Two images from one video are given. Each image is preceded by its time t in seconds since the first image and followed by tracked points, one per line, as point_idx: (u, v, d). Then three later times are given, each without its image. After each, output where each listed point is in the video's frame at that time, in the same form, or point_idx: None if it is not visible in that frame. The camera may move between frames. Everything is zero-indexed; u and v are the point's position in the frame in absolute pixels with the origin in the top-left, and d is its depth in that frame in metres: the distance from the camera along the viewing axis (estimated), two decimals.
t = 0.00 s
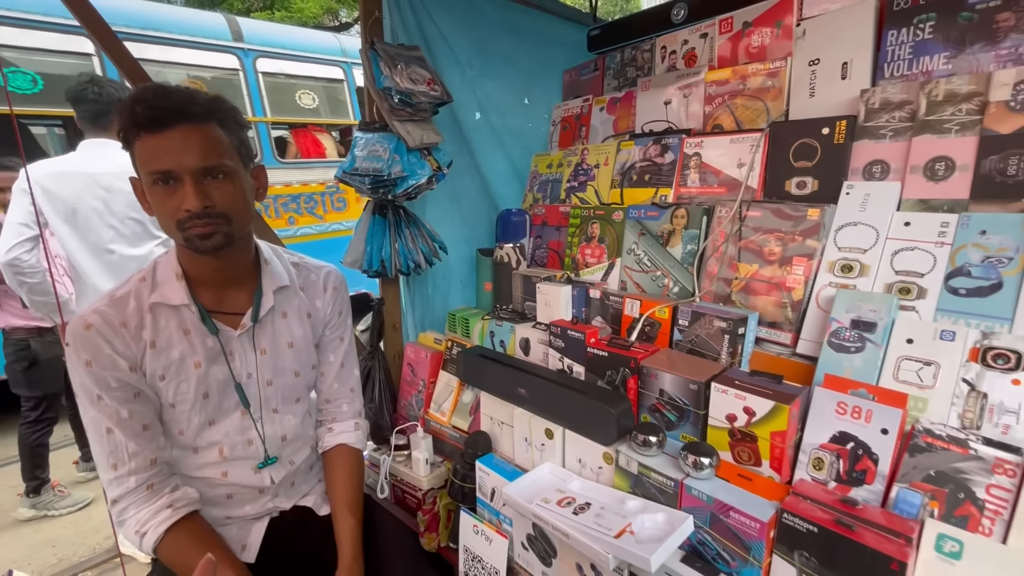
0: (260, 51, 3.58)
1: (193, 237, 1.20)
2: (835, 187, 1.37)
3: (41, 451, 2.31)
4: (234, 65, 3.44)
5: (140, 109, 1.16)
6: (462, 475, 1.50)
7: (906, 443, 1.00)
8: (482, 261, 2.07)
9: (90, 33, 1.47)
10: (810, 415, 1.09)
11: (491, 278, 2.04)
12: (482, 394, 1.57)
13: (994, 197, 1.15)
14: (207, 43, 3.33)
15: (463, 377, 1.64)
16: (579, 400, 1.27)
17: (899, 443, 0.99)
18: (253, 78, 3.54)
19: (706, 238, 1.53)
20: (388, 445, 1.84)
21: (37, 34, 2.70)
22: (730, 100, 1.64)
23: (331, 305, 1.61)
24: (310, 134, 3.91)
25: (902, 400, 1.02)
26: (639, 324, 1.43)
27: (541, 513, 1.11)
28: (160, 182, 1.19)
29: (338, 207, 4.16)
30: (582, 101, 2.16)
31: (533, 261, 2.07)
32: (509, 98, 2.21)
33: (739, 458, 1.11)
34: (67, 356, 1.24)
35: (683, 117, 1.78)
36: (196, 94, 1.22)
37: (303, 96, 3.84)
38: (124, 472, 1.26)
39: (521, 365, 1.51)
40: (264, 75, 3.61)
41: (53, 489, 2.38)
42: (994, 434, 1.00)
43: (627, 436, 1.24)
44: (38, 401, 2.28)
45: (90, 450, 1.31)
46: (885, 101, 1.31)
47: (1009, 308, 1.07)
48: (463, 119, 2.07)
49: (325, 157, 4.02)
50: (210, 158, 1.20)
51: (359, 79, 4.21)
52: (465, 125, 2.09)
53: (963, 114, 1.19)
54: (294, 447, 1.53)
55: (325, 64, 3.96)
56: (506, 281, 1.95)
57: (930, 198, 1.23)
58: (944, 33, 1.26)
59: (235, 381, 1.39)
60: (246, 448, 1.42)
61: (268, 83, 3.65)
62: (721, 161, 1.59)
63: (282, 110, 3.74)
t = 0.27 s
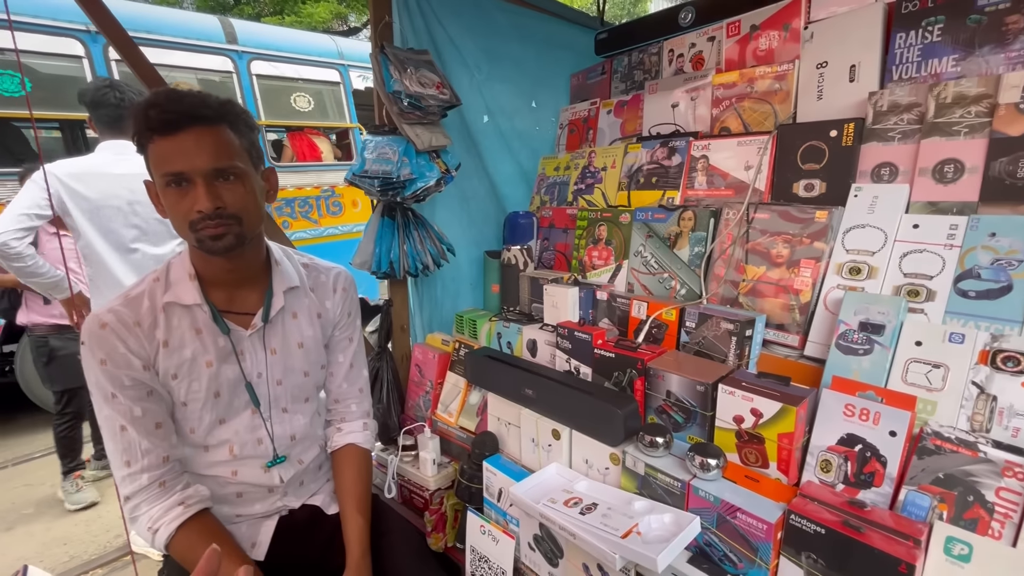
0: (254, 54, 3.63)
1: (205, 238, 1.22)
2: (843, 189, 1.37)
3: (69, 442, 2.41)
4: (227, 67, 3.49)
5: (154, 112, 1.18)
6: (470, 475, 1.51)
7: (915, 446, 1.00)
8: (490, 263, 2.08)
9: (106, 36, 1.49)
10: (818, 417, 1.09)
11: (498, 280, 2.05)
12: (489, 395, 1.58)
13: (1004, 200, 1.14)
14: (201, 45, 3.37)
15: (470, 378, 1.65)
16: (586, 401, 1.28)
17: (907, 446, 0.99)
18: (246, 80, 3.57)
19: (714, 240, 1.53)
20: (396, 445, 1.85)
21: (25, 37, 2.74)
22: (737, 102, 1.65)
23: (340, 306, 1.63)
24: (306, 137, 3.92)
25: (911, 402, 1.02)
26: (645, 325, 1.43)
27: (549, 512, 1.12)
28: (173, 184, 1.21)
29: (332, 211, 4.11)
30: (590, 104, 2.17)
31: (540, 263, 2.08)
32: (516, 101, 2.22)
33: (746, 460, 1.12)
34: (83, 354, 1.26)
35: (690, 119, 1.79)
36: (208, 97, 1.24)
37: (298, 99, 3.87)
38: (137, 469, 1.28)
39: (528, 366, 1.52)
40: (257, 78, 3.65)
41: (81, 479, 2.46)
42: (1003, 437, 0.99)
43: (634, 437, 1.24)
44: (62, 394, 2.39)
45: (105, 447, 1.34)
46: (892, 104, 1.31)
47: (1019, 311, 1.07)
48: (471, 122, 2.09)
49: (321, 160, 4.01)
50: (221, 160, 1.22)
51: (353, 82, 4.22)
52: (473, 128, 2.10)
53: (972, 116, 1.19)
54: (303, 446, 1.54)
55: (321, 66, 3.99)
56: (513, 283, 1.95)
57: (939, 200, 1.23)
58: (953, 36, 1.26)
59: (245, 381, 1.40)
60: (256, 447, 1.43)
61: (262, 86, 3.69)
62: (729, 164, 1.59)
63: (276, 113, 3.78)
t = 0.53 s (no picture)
0: (251, 59, 3.70)
1: (216, 246, 1.25)
2: (852, 195, 1.36)
3: (74, 441, 2.45)
4: (225, 73, 3.56)
5: (168, 123, 1.22)
6: (477, 481, 1.51)
7: (924, 456, 0.99)
8: (498, 269, 2.09)
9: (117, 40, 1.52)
10: (826, 426, 1.08)
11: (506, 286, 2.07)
12: (496, 401, 1.59)
13: (1015, 207, 1.13)
14: (196, 51, 3.44)
15: (478, 384, 1.66)
16: (592, 408, 1.28)
17: (915, 456, 0.98)
18: (243, 86, 3.64)
19: (721, 247, 1.52)
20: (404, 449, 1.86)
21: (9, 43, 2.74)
22: (745, 109, 1.65)
23: (350, 312, 1.64)
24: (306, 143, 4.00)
25: (920, 411, 1.01)
26: (652, 332, 1.43)
27: (553, 519, 1.12)
28: (186, 193, 1.24)
29: (331, 217, 4.19)
30: (598, 110, 2.18)
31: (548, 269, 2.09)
32: (524, 108, 2.24)
33: (752, 468, 1.11)
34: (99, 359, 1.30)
35: (698, 125, 1.79)
36: (219, 108, 1.27)
37: (297, 105, 3.95)
38: (150, 472, 1.30)
39: (534, 372, 1.52)
40: (254, 83, 3.73)
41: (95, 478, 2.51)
42: (1016, 447, 0.97)
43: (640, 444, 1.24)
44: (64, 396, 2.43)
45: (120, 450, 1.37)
46: (901, 110, 1.30)
47: None
48: (479, 129, 2.11)
49: (320, 166, 4.08)
50: (232, 169, 1.25)
51: (353, 87, 4.28)
52: (482, 136, 2.12)
53: (982, 122, 1.18)
54: (312, 450, 1.56)
55: (321, 71, 4.06)
56: (521, 289, 1.96)
57: (949, 207, 1.21)
58: (963, 42, 1.25)
59: (255, 386, 1.42)
60: (266, 451, 1.45)
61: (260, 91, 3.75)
62: (736, 170, 1.59)
63: (276, 119, 3.85)
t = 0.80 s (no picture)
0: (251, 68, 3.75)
1: (227, 261, 1.29)
2: (854, 209, 1.36)
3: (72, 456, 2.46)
4: (222, 81, 3.60)
5: (179, 143, 1.26)
6: (480, 490, 1.54)
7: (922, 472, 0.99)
8: (503, 279, 2.12)
9: (131, 57, 1.57)
10: (825, 440, 1.08)
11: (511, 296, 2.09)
12: (500, 411, 1.61)
13: (1017, 222, 1.13)
14: (186, 59, 3.46)
15: (482, 394, 1.68)
16: (591, 420, 1.30)
17: (913, 472, 0.98)
18: (241, 94, 3.69)
19: (723, 259, 1.53)
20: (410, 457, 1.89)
21: (13, 55, 2.85)
22: (748, 121, 1.66)
23: (357, 322, 1.68)
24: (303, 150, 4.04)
25: (918, 427, 1.01)
26: (653, 344, 1.45)
27: (553, 530, 1.14)
28: (197, 210, 1.29)
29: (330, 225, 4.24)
30: (603, 121, 2.19)
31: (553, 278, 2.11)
32: (529, 120, 2.27)
33: (751, 482, 1.12)
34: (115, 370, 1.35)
35: (702, 137, 1.80)
36: (228, 127, 1.31)
37: (297, 113, 4.04)
38: (164, 479, 1.35)
39: (536, 383, 1.54)
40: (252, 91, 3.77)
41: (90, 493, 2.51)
42: (1015, 465, 0.98)
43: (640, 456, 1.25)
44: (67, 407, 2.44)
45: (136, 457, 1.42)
46: (903, 123, 1.30)
47: None
48: (485, 142, 2.14)
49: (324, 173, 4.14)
50: (241, 186, 1.29)
51: (352, 92, 4.31)
52: (487, 147, 2.15)
53: (983, 137, 1.18)
54: (320, 458, 1.60)
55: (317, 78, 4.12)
56: (526, 299, 1.99)
57: (951, 221, 1.21)
58: (964, 56, 1.25)
59: (265, 396, 1.47)
60: (275, 459, 1.49)
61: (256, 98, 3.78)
62: (739, 183, 1.60)
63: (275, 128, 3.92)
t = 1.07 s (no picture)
0: (243, 71, 3.47)
1: (231, 269, 1.31)
2: (857, 213, 1.34)
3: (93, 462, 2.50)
4: (215, 86, 3.34)
5: (180, 154, 1.29)
6: (480, 495, 1.55)
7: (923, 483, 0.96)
8: (506, 283, 2.12)
9: (137, 65, 1.59)
10: (824, 449, 1.06)
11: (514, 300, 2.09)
12: (501, 417, 1.61)
13: None
14: (186, 65, 3.23)
15: (483, 399, 1.69)
16: (589, 427, 1.29)
17: (914, 482, 0.96)
18: (235, 99, 3.43)
19: (724, 264, 1.52)
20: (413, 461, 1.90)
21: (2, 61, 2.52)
22: (750, 123, 1.64)
23: (359, 327, 1.69)
24: (306, 155, 3.80)
25: (919, 437, 0.99)
26: (652, 349, 1.44)
27: (549, 538, 1.14)
28: (200, 220, 1.31)
29: (326, 230, 3.94)
30: (607, 125, 2.18)
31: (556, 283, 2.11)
32: (532, 124, 2.27)
33: (749, 491, 1.10)
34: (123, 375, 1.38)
35: (705, 140, 1.79)
36: (227, 137, 1.33)
37: (290, 116, 3.71)
38: (169, 482, 1.38)
39: (536, 388, 1.54)
40: (247, 96, 3.51)
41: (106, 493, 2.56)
42: (1019, 476, 0.95)
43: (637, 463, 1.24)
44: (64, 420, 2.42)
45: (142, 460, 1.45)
46: (907, 125, 1.27)
47: None
48: (487, 146, 2.15)
49: (320, 178, 3.89)
50: (242, 195, 1.32)
51: (348, 97, 4.05)
52: (490, 152, 2.16)
53: (989, 139, 1.15)
54: (322, 462, 1.62)
55: (311, 81, 3.80)
56: (529, 303, 1.98)
57: (956, 225, 1.19)
58: (970, 56, 1.23)
59: (268, 400, 1.49)
60: (278, 463, 1.51)
61: (252, 104, 3.53)
62: (741, 186, 1.58)
63: (271, 132, 3.65)
